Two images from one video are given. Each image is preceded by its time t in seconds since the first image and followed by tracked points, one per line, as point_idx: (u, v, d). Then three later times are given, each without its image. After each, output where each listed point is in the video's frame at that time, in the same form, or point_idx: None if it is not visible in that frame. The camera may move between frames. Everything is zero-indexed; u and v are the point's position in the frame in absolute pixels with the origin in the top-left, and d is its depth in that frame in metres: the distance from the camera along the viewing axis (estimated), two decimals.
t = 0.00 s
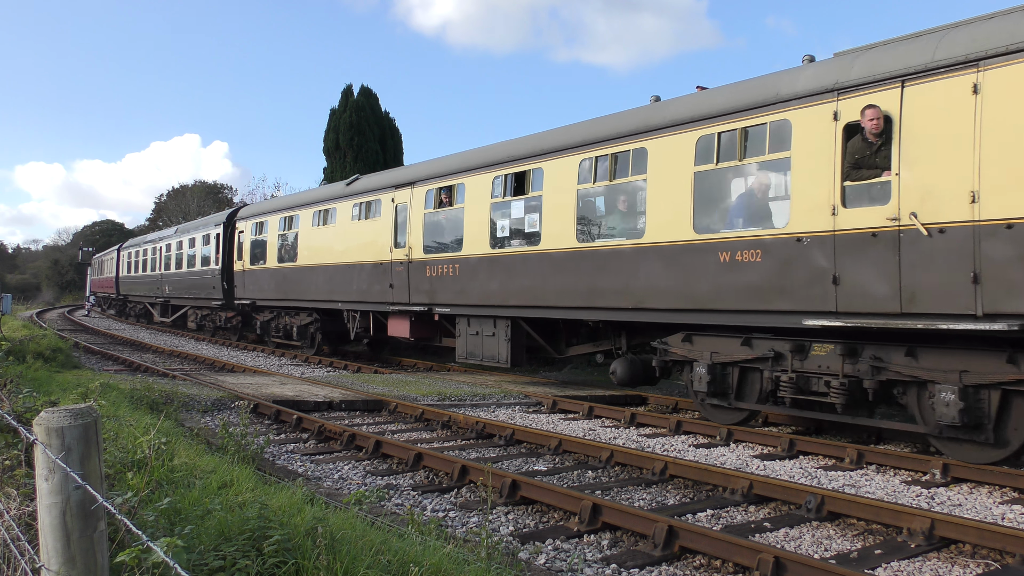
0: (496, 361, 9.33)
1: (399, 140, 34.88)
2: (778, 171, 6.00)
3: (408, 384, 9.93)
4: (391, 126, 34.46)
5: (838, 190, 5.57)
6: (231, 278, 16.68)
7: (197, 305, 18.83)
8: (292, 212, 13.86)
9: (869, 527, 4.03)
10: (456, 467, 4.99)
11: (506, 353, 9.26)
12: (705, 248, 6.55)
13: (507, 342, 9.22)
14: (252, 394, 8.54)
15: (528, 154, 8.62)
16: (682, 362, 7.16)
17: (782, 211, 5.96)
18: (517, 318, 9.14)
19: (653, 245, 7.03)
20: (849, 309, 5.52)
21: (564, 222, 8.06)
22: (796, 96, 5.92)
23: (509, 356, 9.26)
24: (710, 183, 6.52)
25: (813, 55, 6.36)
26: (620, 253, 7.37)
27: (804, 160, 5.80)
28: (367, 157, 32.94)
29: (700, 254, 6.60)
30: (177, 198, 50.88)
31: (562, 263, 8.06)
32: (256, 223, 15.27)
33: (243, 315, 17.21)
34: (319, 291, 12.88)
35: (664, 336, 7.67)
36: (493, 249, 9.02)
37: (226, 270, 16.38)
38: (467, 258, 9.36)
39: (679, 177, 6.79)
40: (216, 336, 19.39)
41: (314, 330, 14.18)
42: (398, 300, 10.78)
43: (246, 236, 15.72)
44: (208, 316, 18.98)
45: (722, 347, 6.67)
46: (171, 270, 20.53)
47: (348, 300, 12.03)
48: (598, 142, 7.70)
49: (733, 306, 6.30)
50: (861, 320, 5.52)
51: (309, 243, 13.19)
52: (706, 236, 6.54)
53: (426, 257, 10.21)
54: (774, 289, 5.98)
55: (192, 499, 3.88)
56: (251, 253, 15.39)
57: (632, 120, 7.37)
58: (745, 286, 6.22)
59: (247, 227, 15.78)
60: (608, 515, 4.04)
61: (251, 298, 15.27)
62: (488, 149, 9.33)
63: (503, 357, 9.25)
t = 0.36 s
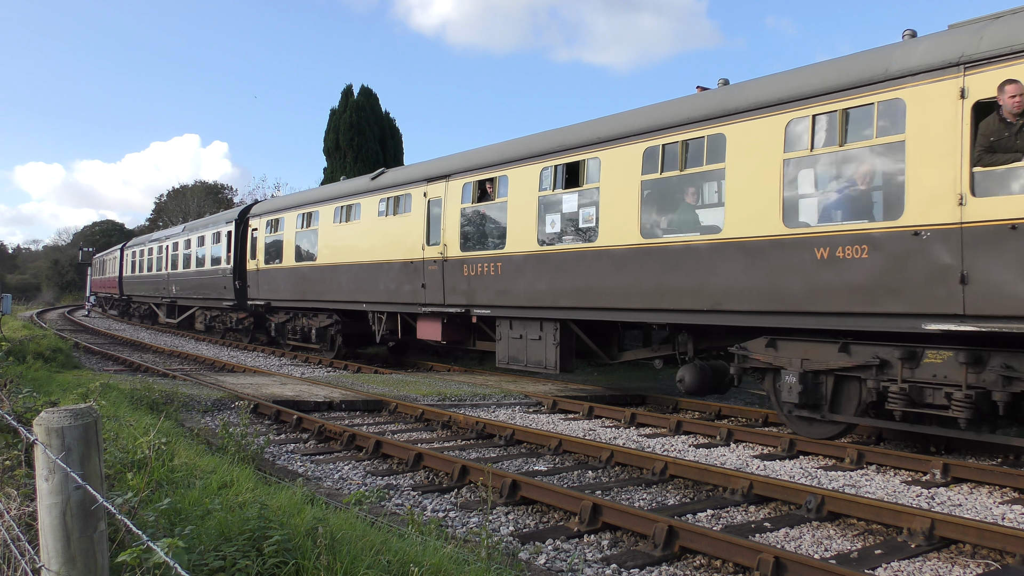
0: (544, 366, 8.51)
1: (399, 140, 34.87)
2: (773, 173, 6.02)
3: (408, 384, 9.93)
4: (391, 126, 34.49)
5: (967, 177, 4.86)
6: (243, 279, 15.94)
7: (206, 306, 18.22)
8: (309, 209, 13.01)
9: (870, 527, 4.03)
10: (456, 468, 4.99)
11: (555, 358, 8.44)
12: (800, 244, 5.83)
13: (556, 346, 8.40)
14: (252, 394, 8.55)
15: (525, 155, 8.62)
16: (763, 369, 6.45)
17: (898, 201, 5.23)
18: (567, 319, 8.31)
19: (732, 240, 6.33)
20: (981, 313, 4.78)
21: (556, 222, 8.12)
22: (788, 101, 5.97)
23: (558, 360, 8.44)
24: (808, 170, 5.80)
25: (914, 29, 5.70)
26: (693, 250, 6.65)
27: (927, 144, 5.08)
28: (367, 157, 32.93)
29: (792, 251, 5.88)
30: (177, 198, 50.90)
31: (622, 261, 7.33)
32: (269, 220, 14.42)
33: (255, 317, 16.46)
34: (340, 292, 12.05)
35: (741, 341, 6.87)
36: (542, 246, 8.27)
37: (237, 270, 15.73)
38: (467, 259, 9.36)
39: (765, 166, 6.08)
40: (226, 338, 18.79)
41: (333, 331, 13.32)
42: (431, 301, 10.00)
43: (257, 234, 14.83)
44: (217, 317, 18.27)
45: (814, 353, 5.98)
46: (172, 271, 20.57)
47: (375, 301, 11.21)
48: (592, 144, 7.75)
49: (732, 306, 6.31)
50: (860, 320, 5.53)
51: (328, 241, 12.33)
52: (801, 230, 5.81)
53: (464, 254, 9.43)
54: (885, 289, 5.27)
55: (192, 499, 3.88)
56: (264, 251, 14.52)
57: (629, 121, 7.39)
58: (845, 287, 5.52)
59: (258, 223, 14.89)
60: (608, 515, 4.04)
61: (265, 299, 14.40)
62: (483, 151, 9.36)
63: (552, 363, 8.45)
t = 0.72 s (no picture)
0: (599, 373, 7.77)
1: (399, 140, 34.87)
2: (849, 163, 5.49)
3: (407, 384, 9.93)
4: (391, 127, 34.48)
5: None
6: (255, 279, 15.39)
7: (216, 307, 17.79)
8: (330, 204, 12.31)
9: (869, 527, 4.03)
10: (456, 467, 4.99)
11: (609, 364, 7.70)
12: (916, 239, 5.08)
13: (612, 352, 7.65)
14: (252, 394, 8.54)
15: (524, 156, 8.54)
16: (860, 379, 5.69)
17: None
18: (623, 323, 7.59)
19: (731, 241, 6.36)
20: None
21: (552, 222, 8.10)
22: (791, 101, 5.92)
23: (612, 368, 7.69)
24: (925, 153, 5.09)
25: None
26: (783, 245, 5.92)
27: None
28: (367, 157, 32.93)
29: (904, 247, 5.16)
30: (177, 198, 50.90)
31: (693, 258, 6.61)
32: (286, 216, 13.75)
33: (269, 318, 15.92)
34: (362, 292, 11.42)
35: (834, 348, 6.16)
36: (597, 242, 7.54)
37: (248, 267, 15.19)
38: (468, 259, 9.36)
39: (867, 152, 5.39)
40: (235, 340, 18.35)
41: (355, 333, 12.66)
42: (466, 303, 9.29)
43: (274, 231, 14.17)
44: (225, 317, 17.83)
45: (926, 360, 5.24)
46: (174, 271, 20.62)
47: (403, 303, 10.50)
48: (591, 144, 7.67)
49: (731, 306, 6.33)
50: (860, 321, 5.54)
51: (349, 238, 11.64)
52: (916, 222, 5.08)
53: (506, 252, 8.66)
54: None
55: (192, 499, 3.88)
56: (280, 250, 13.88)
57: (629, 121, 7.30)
58: (973, 287, 4.78)
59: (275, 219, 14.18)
60: (608, 515, 4.04)
61: (280, 299, 13.81)
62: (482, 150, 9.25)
63: (606, 370, 7.70)
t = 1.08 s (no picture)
0: (661, 381, 7.11)
1: (399, 140, 34.87)
2: (969, 150, 4.90)
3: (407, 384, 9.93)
4: (391, 127, 34.48)
5: None
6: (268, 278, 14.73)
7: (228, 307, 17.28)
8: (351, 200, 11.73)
9: (869, 527, 4.03)
10: (456, 467, 4.99)
11: (672, 370, 7.02)
12: None
13: (675, 357, 6.99)
14: (252, 394, 8.54)
15: (527, 155, 8.52)
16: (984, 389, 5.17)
17: None
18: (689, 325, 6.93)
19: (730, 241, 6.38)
20: None
21: (588, 218, 7.68)
22: (787, 102, 5.98)
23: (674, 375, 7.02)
24: None
25: None
26: (865, 242, 5.44)
27: None
28: (367, 157, 32.93)
29: None
30: (177, 198, 50.92)
31: (778, 256, 5.99)
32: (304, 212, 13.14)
33: (284, 319, 15.34)
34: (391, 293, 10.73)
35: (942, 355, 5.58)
36: (665, 238, 6.88)
37: (263, 267, 14.71)
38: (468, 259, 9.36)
39: (992, 136, 4.79)
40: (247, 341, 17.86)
41: (379, 336, 12.01)
42: (496, 305, 8.88)
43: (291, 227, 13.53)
44: (237, 320, 17.48)
45: None
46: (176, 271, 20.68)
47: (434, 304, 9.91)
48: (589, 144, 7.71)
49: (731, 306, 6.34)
50: (859, 321, 5.55)
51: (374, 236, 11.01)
52: None
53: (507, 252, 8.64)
54: None
55: (192, 499, 3.88)
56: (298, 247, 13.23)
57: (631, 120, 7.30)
58: None
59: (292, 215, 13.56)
60: (608, 515, 4.04)
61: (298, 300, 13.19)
62: (485, 149, 9.25)
63: (670, 377, 7.02)
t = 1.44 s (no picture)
0: (741, 391, 6.55)
1: (399, 140, 34.87)
2: None
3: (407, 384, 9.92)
4: (391, 127, 34.47)
5: None
6: (285, 278, 14.64)
7: (238, 308, 17.20)
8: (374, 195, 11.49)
9: (869, 526, 4.03)
10: (456, 467, 4.99)
11: (755, 380, 6.47)
12: None
13: (757, 364, 6.46)
14: (252, 394, 8.53)
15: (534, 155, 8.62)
16: None
17: None
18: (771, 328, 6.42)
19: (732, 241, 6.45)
20: None
21: (650, 211, 7.19)
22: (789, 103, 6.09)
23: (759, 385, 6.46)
24: None
25: None
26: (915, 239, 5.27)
27: None
28: (367, 157, 32.92)
29: None
30: (177, 198, 50.91)
31: (880, 251, 5.50)
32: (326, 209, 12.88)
33: (300, 321, 15.17)
34: (423, 293, 10.33)
35: None
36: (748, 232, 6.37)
37: (280, 266, 14.65)
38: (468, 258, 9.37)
39: None
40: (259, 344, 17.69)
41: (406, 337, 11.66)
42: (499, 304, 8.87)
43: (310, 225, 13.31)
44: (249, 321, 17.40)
45: None
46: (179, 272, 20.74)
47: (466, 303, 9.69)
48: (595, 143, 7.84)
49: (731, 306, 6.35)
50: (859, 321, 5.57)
51: (400, 233, 10.77)
52: None
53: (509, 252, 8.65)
54: None
55: (192, 499, 3.88)
56: (318, 246, 13.04)
57: (635, 121, 7.44)
58: None
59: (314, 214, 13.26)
60: (608, 515, 4.04)
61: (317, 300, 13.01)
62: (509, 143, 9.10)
63: (752, 386, 6.48)
